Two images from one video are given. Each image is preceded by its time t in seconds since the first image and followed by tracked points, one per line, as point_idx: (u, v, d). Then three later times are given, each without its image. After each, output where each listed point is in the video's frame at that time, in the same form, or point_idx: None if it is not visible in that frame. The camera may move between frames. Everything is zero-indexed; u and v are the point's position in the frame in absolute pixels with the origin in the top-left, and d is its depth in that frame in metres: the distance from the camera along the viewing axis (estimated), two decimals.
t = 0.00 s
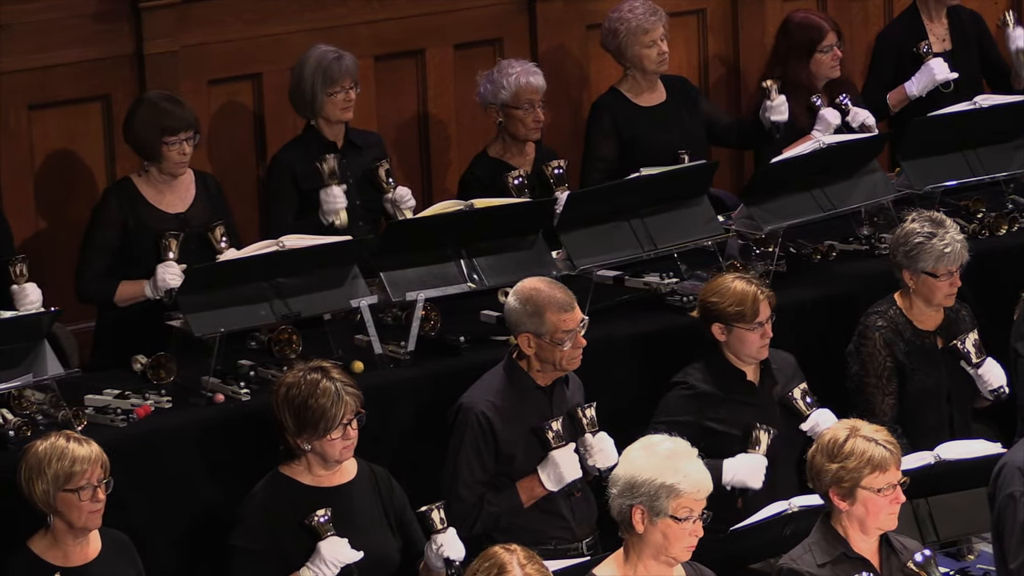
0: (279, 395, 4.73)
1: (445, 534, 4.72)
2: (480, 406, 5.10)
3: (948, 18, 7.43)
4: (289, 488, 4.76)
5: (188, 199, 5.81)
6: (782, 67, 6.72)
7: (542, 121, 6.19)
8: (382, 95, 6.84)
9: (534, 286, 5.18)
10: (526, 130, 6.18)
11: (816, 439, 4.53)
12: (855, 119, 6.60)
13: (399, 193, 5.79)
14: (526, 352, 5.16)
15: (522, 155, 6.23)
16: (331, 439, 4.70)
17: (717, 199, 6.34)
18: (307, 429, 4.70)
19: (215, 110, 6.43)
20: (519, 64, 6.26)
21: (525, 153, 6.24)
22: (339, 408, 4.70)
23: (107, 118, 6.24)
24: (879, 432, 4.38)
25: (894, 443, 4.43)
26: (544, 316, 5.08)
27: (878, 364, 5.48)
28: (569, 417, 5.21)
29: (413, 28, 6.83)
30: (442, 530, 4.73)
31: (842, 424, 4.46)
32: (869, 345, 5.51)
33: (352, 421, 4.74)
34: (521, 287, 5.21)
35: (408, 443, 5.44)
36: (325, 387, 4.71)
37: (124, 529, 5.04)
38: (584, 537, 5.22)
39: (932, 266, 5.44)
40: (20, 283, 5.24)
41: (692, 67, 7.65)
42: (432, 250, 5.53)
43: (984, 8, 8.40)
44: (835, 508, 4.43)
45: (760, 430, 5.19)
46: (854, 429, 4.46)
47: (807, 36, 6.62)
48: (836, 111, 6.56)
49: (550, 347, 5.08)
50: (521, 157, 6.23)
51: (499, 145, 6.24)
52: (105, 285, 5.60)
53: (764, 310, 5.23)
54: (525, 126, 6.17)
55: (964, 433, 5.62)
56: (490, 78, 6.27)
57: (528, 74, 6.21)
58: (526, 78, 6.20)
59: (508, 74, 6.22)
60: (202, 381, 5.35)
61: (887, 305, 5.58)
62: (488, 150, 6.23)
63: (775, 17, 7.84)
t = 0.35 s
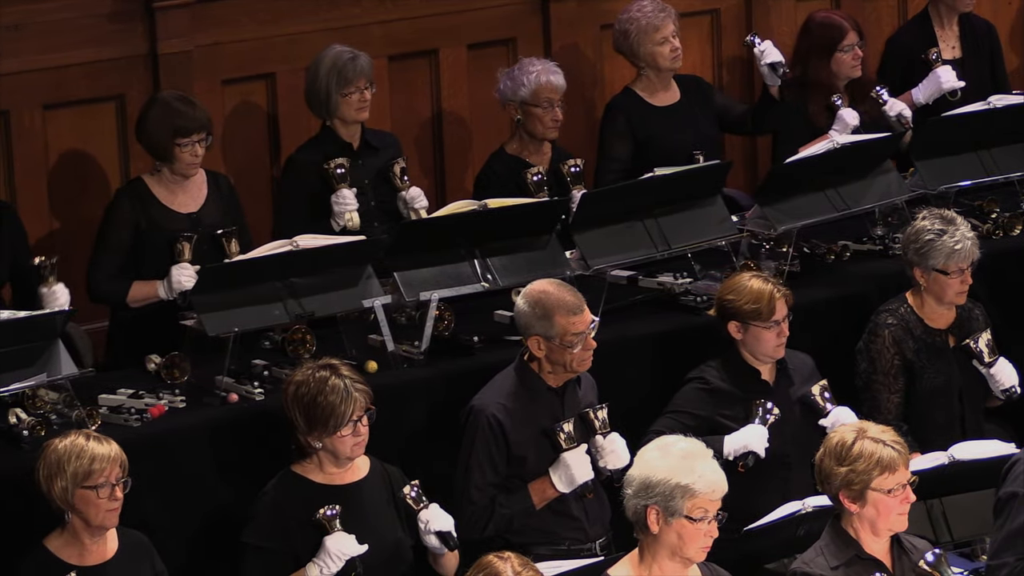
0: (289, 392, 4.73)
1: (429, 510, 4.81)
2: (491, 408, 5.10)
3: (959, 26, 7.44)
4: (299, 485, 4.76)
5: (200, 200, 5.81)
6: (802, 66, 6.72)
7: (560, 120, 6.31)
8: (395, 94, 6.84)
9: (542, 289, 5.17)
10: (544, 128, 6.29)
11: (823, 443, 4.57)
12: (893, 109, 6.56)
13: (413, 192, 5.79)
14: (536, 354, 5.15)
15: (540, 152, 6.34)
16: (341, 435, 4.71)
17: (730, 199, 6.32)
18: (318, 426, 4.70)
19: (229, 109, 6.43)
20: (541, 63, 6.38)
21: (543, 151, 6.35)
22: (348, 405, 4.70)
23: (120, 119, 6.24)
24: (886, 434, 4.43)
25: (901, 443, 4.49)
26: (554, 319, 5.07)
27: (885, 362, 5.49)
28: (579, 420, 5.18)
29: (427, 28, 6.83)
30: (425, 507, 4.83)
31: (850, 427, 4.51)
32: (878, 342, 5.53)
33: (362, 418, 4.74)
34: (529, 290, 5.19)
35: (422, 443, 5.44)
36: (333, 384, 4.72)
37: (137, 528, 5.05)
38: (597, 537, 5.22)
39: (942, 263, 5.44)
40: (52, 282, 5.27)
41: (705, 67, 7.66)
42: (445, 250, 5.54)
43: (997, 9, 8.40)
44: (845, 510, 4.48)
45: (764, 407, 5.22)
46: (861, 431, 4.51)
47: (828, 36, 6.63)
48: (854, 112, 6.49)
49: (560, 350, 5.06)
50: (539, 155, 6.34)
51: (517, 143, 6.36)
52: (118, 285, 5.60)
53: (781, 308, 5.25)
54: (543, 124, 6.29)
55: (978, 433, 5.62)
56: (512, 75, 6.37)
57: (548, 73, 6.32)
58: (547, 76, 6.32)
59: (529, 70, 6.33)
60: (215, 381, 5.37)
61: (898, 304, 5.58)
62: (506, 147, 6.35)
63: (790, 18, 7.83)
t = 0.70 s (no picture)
0: (302, 386, 4.74)
1: (434, 498, 4.84)
2: (506, 408, 5.10)
3: (972, 27, 7.43)
4: (315, 478, 4.77)
5: (214, 200, 5.81)
6: (820, 66, 6.75)
7: (577, 118, 6.34)
8: (409, 95, 6.84)
9: (557, 288, 5.18)
10: (561, 127, 6.31)
11: (830, 446, 4.60)
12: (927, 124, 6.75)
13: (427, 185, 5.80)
14: (551, 354, 5.15)
15: (555, 151, 6.37)
16: (354, 429, 4.70)
17: (745, 200, 6.33)
18: (331, 420, 4.70)
19: (243, 109, 6.44)
20: (558, 61, 6.39)
21: (559, 149, 6.38)
22: (361, 398, 4.71)
23: (135, 119, 6.25)
24: (892, 435, 4.45)
25: (909, 444, 4.50)
26: (569, 319, 5.08)
27: (889, 361, 5.47)
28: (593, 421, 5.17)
29: (441, 28, 6.83)
30: (431, 497, 4.86)
31: (856, 429, 4.53)
32: (884, 340, 5.50)
33: (375, 411, 4.75)
34: (545, 290, 5.19)
35: (435, 444, 5.44)
36: (345, 376, 4.73)
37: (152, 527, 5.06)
38: (611, 538, 5.22)
39: (950, 262, 5.44)
40: (53, 210, 5.55)
41: (719, 67, 7.66)
42: (460, 250, 5.54)
43: (1013, 11, 8.39)
44: (854, 513, 4.49)
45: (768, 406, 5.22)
46: (867, 434, 4.53)
47: (846, 36, 6.64)
48: (871, 115, 6.54)
49: (575, 350, 5.07)
50: (554, 154, 6.37)
51: (532, 141, 6.39)
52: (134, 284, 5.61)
53: (795, 305, 5.24)
54: (559, 122, 6.31)
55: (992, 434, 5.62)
56: (529, 73, 6.40)
57: (566, 71, 6.34)
58: (565, 74, 6.33)
59: (546, 70, 6.35)
60: (231, 381, 5.38)
61: (906, 303, 5.57)
62: (522, 146, 6.37)
63: (804, 18, 7.83)
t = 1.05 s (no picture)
0: (313, 390, 4.74)
1: (472, 489, 4.88)
2: (518, 409, 5.10)
3: (987, 25, 7.44)
4: (329, 480, 4.77)
5: (228, 200, 5.81)
6: (837, 67, 6.79)
7: (589, 117, 6.33)
8: (422, 96, 6.84)
9: (571, 288, 5.17)
10: (573, 126, 6.31)
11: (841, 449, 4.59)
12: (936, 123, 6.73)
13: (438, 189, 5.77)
14: (564, 354, 5.15)
15: (568, 150, 6.37)
16: (365, 433, 4.71)
17: (758, 201, 6.34)
18: (341, 425, 4.70)
19: (256, 110, 6.45)
20: (571, 60, 6.39)
21: (571, 148, 6.38)
22: (372, 402, 4.71)
23: (147, 120, 6.25)
24: (904, 437, 4.45)
25: (920, 445, 4.50)
26: (583, 318, 5.07)
27: (890, 357, 5.50)
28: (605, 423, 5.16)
29: (455, 29, 6.84)
30: (469, 488, 4.89)
31: (867, 432, 4.53)
32: (887, 337, 5.53)
33: (387, 414, 4.74)
34: (558, 290, 5.19)
35: (448, 444, 5.45)
36: (357, 381, 4.72)
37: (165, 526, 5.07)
38: (624, 538, 5.22)
39: (955, 260, 5.46)
40: (43, 221, 5.49)
41: (733, 67, 7.67)
42: (471, 250, 5.54)
43: None
44: (867, 515, 4.49)
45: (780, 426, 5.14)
46: (878, 436, 4.53)
47: (861, 38, 6.69)
48: (885, 113, 6.55)
49: (588, 351, 5.07)
50: (567, 153, 6.37)
51: (545, 140, 6.39)
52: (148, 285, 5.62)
53: (805, 305, 5.27)
54: (572, 122, 6.31)
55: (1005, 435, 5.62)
56: (541, 74, 6.40)
57: (579, 70, 6.33)
58: (578, 73, 6.33)
59: (559, 68, 6.34)
60: (244, 381, 5.40)
61: (911, 301, 5.59)
62: (534, 145, 6.37)
63: (818, 18, 7.84)
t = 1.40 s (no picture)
0: (318, 397, 4.76)
1: (498, 528, 4.66)
2: (526, 407, 5.10)
3: (994, 24, 7.45)
4: (337, 487, 4.79)
5: (233, 200, 5.80)
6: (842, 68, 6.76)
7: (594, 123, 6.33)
8: (428, 97, 6.84)
9: (580, 288, 5.18)
10: (578, 131, 6.30)
11: (847, 453, 4.59)
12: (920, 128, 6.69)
13: (444, 190, 5.73)
14: (573, 353, 5.16)
15: (571, 152, 6.35)
16: (371, 439, 4.72)
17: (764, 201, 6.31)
18: (346, 432, 4.72)
19: (263, 110, 6.45)
20: (580, 65, 6.39)
21: (574, 151, 6.35)
22: (378, 407, 4.71)
23: (153, 118, 6.24)
24: (911, 438, 4.45)
25: (927, 445, 4.50)
26: (592, 318, 5.08)
27: (890, 358, 5.49)
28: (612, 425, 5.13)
29: (460, 28, 6.84)
30: (494, 526, 4.67)
31: (873, 434, 4.53)
32: (888, 337, 5.52)
33: (392, 420, 4.76)
34: (568, 289, 5.20)
35: (454, 445, 5.45)
36: (362, 387, 4.73)
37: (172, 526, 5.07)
38: (631, 538, 5.22)
39: (956, 259, 5.46)
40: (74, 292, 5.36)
41: (739, 66, 7.67)
42: (478, 250, 5.54)
43: None
44: (876, 517, 4.50)
45: (794, 456, 5.12)
46: (884, 438, 4.53)
47: (862, 40, 6.69)
48: (903, 116, 6.62)
49: (597, 349, 5.07)
50: (570, 155, 6.35)
51: (549, 142, 6.37)
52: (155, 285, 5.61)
53: (810, 304, 5.26)
54: (576, 127, 6.30)
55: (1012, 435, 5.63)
56: (548, 74, 6.40)
57: (587, 76, 6.33)
58: (586, 79, 6.33)
59: (567, 73, 6.35)
60: (249, 381, 5.41)
61: (912, 301, 5.59)
62: (539, 146, 6.38)
63: (824, 19, 7.85)
